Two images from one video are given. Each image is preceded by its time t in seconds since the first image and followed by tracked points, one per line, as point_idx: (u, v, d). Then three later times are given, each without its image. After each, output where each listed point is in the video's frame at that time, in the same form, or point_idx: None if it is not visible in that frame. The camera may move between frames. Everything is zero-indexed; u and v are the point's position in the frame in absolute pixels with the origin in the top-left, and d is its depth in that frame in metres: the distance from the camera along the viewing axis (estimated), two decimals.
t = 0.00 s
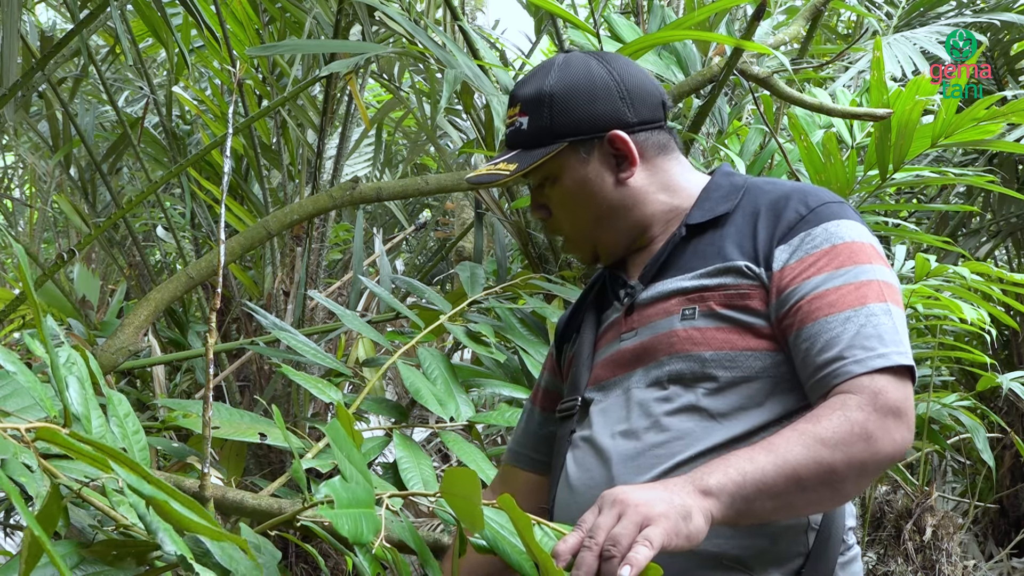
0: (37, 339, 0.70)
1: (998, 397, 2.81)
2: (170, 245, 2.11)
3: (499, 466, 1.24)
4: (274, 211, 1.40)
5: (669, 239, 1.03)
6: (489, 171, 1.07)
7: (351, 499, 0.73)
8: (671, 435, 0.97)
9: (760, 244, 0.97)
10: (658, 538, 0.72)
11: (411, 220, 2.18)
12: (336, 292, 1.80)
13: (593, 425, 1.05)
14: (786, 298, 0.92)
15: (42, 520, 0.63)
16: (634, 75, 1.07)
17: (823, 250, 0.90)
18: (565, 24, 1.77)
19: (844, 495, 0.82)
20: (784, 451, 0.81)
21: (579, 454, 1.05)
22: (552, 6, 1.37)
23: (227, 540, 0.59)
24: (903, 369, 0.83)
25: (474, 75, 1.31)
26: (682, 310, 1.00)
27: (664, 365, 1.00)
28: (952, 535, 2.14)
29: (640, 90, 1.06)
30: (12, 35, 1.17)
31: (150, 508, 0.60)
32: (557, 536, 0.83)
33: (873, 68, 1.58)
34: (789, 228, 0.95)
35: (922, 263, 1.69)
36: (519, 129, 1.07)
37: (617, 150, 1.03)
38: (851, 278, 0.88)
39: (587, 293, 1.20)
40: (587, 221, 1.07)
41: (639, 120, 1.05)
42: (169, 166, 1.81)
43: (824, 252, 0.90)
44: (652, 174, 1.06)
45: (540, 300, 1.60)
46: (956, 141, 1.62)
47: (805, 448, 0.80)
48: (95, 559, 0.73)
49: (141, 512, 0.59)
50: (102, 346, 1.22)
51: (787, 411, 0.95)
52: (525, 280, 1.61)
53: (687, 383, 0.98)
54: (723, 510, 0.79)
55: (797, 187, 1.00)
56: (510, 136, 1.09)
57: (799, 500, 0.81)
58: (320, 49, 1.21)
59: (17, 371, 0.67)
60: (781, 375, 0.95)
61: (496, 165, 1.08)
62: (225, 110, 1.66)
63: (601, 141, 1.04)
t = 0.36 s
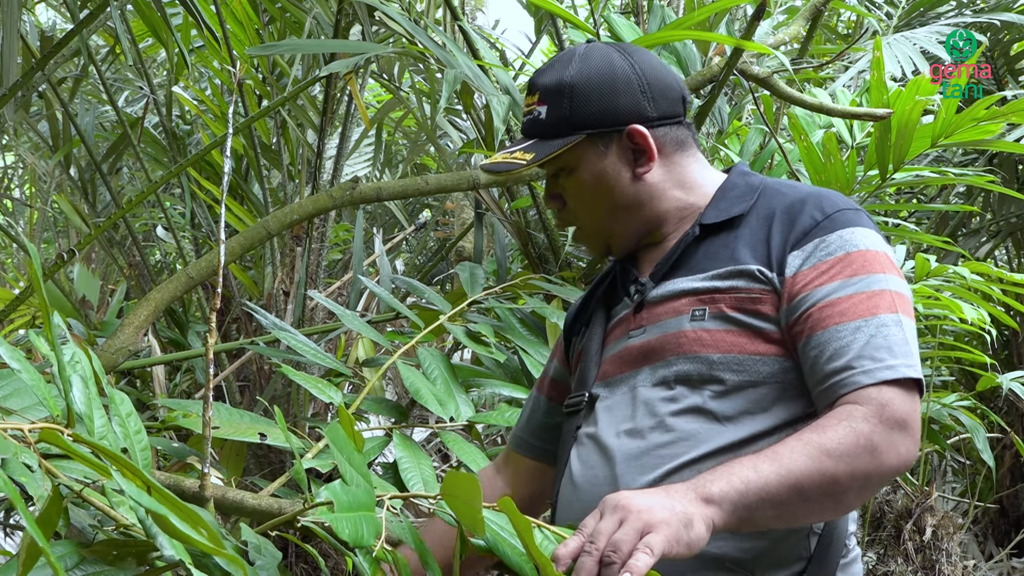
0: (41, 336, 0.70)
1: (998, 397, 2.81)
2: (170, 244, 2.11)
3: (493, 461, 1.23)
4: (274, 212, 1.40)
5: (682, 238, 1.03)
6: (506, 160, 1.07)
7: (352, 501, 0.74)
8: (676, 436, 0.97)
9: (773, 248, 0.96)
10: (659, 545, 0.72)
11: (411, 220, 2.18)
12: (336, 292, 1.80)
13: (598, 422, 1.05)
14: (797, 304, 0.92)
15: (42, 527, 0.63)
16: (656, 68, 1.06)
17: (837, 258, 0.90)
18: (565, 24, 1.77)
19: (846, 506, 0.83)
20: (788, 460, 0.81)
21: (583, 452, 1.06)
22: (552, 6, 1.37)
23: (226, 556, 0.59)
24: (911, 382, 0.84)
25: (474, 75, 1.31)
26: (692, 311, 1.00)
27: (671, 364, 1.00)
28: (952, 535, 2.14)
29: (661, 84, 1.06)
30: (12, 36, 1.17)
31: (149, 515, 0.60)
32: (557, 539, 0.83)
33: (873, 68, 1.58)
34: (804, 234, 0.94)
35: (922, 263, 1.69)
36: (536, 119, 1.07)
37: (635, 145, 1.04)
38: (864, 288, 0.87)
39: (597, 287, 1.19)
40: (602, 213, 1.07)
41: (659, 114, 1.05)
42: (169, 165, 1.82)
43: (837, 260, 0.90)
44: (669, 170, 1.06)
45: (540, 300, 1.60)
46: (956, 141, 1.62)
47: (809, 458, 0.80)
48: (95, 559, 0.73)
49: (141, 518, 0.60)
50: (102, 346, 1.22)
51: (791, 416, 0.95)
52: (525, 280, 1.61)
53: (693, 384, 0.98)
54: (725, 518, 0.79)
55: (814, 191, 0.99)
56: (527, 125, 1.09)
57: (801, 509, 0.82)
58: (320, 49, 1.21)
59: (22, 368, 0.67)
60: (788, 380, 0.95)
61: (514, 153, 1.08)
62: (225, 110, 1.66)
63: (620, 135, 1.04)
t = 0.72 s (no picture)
0: (43, 338, 0.69)
1: (998, 398, 2.81)
2: (170, 245, 2.11)
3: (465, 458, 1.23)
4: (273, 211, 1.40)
5: (693, 237, 1.03)
6: (520, 147, 1.07)
7: (353, 510, 0.74)
8: (678, 436, 0.97)
9: (784, 253, 0.96)
10: (661, 553, 0.72)
11: (411, 220, 2.18)
12: (336, 292, 1.80)
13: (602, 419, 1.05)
14: (805, 311, 0.92)
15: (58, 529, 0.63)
16: (677, 64, 1.06)
17: (848, 266, 0.90)
18: (565, 24, 1.77)
19: (847, 515, 0.83)
20: (790, 469, 0.81)
21: (585, 450, 1.06)
22: (552, 6, 1.37)
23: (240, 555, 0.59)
24: (917, 394, 0.84)
25: (474, 75, 1.31)
26: (700, 312, 1.00)
27: (676, 364, 1.00)
28: (952, 535, 2.15)
29: (681, 79, 1.06)
30: (12, 36, 1.17)
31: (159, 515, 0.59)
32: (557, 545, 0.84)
33: (873, 68, 1.59)
34: (815, 239, 0.94)
35: (922, 264, 1.69)
36: (554, 107, 1.07)
37: (652, 139, 1.03)
38: (874, 297, 0.87)
39: (604, 282, 1.19)
40: (616, 206, 1.07)
41: (677, 110, 1.05)
42: (169, 165, 1.81)
43: (848, 267, 0.90)
44: (685, 167, 1.06)
45: (540, 300, 1.60)
46: (956, 141, 1.62)
47: (812, 468, 0.80)
48: (97, 559, 0.73)
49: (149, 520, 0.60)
50: (102, 347, 1.22)
51: (793, 421, 0.95)
52: (525, 280, 1.61)
53: (697, 386, 0.98)
54: (726, 526, 0.79)
55: (828, 198, 0.99)
56: (544, 115, 1.09)
57: (803, 518, 0.82)
58: (320, 48, 1.21)
59: (27, 370, 0.67)
60: (791, 385, 0.95)
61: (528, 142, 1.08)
62: (225, 110, 1.66)
63: (637, 128, 1.03)
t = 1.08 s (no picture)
0: (45, 337, 0.71)
1: (998, 398, 2.81)
2: (170, 245, 2.11)
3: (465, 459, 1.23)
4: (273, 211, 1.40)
5: (694, 237, 1.03)
6: (521, 143, 1.06)
7: (352, 504, 0.74)
8: (678, 437, 0.97)
9: (784, 254, 0.96)
10: (660, 553, 0.72)
11: (411, 220, 2.18)
12: (336, 292, 1.80)
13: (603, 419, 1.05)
14: (805, 311, 0.91)
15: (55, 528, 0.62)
16: (680, 65, 1.06)
17: (849, 266, 0.90)
18: (565, 24, 1.77)
19: (848, 515, 0.83)
20: (790, 469, 0.81)
21: (585, 450, 1.06)
22: (552, 6, 1.37)
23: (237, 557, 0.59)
24: (917, 394, 0.84)
25: (474, 75, 1.31)
26: (700, 312, 0.99)
27: (677, 364, 0.99)
28: (951, 535, 2.15)
29: (684, 81, 1.06)
30: (12, 35, 1.17)
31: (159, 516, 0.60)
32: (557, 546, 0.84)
33: (873, 68, 1.59)
34: (816, 239, 0.94)
35: (922, 264, 1.69)
36: (557, 105, 1.07)
37: (652, 140, 1.03)
38: (874, 297, 0.87)
39: (605, 281, 1.19)
40: (616, 205, 1.07)
41: (679, 111, 1.04)
42: (169, 165, 1.81)
43: (849, 267, 0.90)
44: (685, 168, 1.06)
45: (540, 300, 1.60)
46: (956, 141, 1.62)
47: (812, 468, 0.80)
48: (96, 559, 0.73)
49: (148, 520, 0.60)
50: (102, 346, 1.22)
51: (793, 421, 0.95)
52: (525, 280, 1.61)
53: (697, 386, 0.98)
54: (726, 526, 0.79)
55: (829, 197, 0.99)
56: (546, 109, 1.09)
57: (803, 519, 0.82)
58: (321, 48, 1.21)
59: (29, 368, 0.67)
60: (792, 385, 0.95)
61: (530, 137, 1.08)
62: (225, 110, 1.66)
63: (638, 129, 1.03)
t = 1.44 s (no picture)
0: (42, 336, 0.70)
1: (998, 398, 2.81)
2: (170, 244, 2.11)
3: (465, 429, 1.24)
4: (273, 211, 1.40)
5: (696, 236, 1.03)
6: (527, 135, 1.07)
7: (356, 503, 0.74)
8: (678, 436, 0.97)
9: (787, 255, 0.96)
10: (663, 556, 0.72)
11: (411, 220, 2.18)
12: (336, 292, 1.80)
13: (602, 417, 1.05)
14: (808, 312, 0.91)
15: (47, 525, 0.61)
16: (692, 67, 1.05)
17: (853, 268, 0.90)
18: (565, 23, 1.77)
19: (850, 519, 0.83)
20: (794, 472, 0.81)
21: (584, 448, 1.05)
22: (551, 6, 1.37)
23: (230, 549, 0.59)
24: (921, 397, 0.84)
25: (474, 75, 1.31)
26: (701, 311, 0.99)
27: (677, 363, 0.99)
28: (951, 535, 2.16)
29: (695, 82, 1.05)
30: (12, 35, 1.17)
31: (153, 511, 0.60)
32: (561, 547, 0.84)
33: (873, 68, 1.59)
34: (819, 241, 0.94)
35: (922, 264, 1.69)
36: (565, 99, 1.07)
37: (659, 141, 1.03)
38: (878, 300, 0.87)
39: (607, 278, 1.19)
40: (619, 203, 1.07)
41: (688, 113, 1.04)
42: (169, 165, 1.81)
43: (853, 270, 0.90)
44: (690, 170, 1.06)
45: (540, 299, 1.60)
46: (956, 141, 1.62)
47: (816, 471, 0.80)
48: (96, 559, 0.73)
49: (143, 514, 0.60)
50: (102, 346, 1.22)
51: (793, 421, 0.95)
52: (525, 280, 1.61)
53: (697, 385, 0.98)
54: (729, 529, 0.79)
55: (832, 199, 0.98)
56: (555, 102, 1.08)
57: (806, 522, 0.82)
58: (320, 48, 1.21)
59: (24, 367, 0.67)
60: (793, 386, 0.95)
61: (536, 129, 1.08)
62: (225, 110, 1.66)
63: (645, 129, 1.03)
